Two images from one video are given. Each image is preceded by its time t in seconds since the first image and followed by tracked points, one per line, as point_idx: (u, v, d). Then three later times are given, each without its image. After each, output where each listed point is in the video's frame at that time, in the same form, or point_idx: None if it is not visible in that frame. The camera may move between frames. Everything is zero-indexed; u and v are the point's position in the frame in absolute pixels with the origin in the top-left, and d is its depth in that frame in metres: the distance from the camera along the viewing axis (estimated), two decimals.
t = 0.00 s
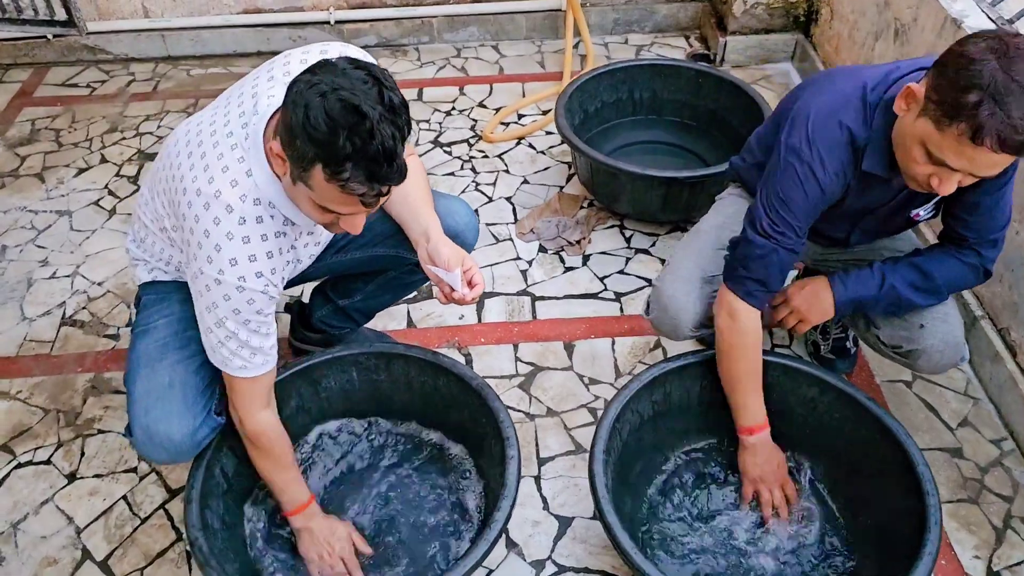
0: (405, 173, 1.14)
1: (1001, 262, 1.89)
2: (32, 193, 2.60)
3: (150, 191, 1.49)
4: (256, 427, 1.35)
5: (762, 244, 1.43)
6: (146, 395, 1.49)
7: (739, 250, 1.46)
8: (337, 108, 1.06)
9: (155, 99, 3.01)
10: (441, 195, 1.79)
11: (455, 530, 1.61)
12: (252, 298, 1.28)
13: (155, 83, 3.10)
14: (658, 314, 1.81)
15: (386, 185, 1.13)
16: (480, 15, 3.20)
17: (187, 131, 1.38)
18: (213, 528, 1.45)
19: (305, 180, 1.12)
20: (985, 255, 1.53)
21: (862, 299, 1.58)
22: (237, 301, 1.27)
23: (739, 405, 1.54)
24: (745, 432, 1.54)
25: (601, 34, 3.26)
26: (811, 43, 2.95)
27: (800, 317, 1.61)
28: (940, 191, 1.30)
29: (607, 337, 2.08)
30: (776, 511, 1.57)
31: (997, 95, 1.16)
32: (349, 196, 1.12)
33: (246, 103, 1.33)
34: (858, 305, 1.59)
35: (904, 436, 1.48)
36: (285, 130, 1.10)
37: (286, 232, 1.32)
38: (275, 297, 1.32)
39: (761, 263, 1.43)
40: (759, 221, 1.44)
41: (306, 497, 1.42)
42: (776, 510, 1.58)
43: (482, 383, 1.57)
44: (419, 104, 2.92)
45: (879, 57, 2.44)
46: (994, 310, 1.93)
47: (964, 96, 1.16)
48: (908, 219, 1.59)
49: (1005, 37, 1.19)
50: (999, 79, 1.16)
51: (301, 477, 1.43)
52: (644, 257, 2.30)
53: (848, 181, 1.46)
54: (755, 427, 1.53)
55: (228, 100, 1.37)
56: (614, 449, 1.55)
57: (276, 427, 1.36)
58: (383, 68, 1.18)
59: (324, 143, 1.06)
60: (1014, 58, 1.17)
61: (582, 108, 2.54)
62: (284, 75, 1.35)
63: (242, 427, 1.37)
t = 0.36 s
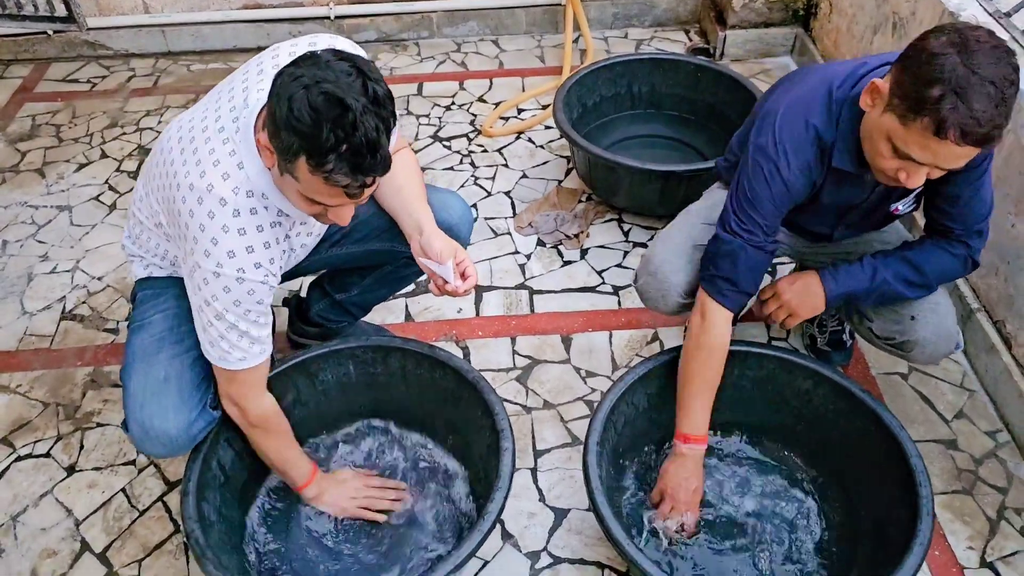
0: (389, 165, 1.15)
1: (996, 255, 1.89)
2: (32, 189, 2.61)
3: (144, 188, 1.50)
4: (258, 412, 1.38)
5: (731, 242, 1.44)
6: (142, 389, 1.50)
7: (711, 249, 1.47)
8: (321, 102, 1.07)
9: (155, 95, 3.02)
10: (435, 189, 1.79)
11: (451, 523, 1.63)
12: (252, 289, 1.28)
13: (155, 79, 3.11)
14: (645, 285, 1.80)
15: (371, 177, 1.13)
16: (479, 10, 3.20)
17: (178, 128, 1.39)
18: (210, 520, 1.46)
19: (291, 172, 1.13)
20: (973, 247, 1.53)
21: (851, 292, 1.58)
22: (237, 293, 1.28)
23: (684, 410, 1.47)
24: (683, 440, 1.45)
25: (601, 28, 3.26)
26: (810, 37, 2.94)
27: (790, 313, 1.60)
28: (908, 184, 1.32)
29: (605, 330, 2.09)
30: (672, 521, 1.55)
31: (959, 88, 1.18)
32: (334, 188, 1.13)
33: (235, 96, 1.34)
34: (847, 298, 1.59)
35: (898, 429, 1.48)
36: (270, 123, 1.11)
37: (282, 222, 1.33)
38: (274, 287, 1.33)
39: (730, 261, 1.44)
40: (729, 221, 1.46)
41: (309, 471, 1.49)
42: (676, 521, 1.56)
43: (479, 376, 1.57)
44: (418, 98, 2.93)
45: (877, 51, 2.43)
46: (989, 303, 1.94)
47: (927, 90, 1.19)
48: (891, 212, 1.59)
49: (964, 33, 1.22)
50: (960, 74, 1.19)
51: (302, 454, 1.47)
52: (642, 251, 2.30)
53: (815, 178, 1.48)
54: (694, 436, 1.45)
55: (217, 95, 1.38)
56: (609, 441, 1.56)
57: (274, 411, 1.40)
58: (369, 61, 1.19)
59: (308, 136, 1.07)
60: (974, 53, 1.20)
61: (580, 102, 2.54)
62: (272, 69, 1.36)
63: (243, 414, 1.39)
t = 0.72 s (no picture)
0: (364, 157, 1.17)
1: (983, 249, 1.91)
2: (35, 183, 2.66)
3: (138, 183, 1.54)
4: (260, 402, 1.39)
5: (669, 235, 1.48)
6: (132, 376, 1.54)
7: (652, 245, 1.51)
8: (298, 96, 1.10)
9: (156, 92, 3.06)
10: (424, 180, 1.86)
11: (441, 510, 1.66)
12: (243, 281, 1.32)
13: (157, 76, 3.15)
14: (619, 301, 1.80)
15: (347, 168, 1.16)
16: (478, 7, 3.23)
17: (167, 126, 1.43)
18: (203, 505, 1.49)
19: (270, 164, 1.16)
20: (929, 222, 1.54)
21: (811, 285, 1.61)
22: (228, 286, 1.31)
23: (692, 401, 1.53)
24: (710, 423, 1.54)
25: (598, 26, 3.28)
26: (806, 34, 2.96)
27: (754, 310, 1.66)
28: (792, 162, 1.35)
29: (595, 323, 2.11)
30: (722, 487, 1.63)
31: (801, 62, 1.22)
32: (311, 180, 1.16)
33: (221, 93, 1.38)
34: (810, 291, 1.62)
35: (880, 418, 1.50)
36: (249, 116, 1.14)
37: (268, 216, 1.36)
38: (265, 279, 1.36)
39: (675, 253, 1.48)
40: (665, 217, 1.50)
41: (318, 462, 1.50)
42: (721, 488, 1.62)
43: (467, 366, 1.60)
44: (416, 95, 2.96)
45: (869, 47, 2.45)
46: (976, 296, 1.95)
47: (773, 68, 1.24)
48: (824, 198, 1.62)
49: (811, 10, 1.25)
50: (801, 48, 1.22)
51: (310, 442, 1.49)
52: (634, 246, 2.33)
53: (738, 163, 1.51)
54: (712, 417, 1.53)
55: (205, 92, 1.42)
56: (595, 430, 1.58)
57: (277, 402, 1.41)
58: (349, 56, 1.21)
59: (284, 129, 1.10)
60: (814, 26, 1.23)
61: (574, 98, 2.57)
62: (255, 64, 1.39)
63: (245, 405, 1.41)
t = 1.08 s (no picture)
0: (358, 154, 1.20)
1: (976, 247, 1.92)
2: (41, 181, 2.69)
3: (139, 181, 1.57)
4: (271, 403, 1.40)
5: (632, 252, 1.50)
6: (134, 369, 1.56)
7: (621, 266, 1.53)
8: (291, 93, 1.12)
9: (160, 91, 3.09)
10: (421, 176, 1.89)
11: (437, 502, 1.68)
12: (243, 278, 1.34)
13: (161, 75, 3.18)
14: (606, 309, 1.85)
15: (340, 164, 1.19)
16: (479, 8, 3.26)
17: (165, 127, 1.46)
18: (201, 497, 1.51)
19: (266, 161, 1.19)
20: (897, 195, 1.54)
21: (777, 256, 1.61)
22: (228, 283, 1.34)
23: (649, 429, 1.51)
24: (658, 458, 1.49)
25: (599, 26, 3.31)
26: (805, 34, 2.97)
27: (724, 284, 1.65)
28: (738, 158, 1.36)
29: (592, 320, 2.13)
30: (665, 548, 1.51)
31: (724, 57, 1.23)
32: (305, 175, 1.18)
33: (217, 94, 1.41)
34: (776, 263, 1.62)
35: (869, 414, 1.52)
36: (244, 112, 1.16)
37: (266, 214, 1.39)
38: (265, 276, 1.39)
39: (639, 270, 1.50)
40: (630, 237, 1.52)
41: (330, 469, 1.47)
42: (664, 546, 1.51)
43: (462, 361, 1.62)
44: (417, 95, 2.98)
45: (866, 47, 2.46)
46: (969, 294, 1.97)
47: (698, 66, 1.26)
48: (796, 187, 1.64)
49: (727, 6, 1.26)
50: (722, 43, 1.24)
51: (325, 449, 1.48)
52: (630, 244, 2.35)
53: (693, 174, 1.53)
54: (666, 451, 1.49)
55: (203, 92, 1.45)
56: (588, 424, 1.60)
57: (292, 401, 1.42)
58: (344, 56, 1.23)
59: (278, 125, 1.12)
60: (735, 21, 1.24)
61: (573, 98, 2.59)
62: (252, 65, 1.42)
63: (258, 405, 1.42)
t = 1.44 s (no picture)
0: (363, 154, 1.21)
1: (978, 249, 1.92)
2: (48, 181, 2.71)
3: (143, 180, 1.58)
4: (265, 406, 1.42)
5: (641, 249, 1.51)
6: (137, 367, 1.58)
7: (627, 258, 1.55)
8: (298, 92, 1.13)
9: (167, 91, 3.11)
10: (423, 177, 1.90)
11: (437, 500, 1.68)
12: (240, 276, 1.35)
13: (167, 76, 3.20)
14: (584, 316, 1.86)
15: (345, 164, 1.19)
16: (484, 8, 3.26)
17: (171, 123, 1.47)
18: (202, 495, 1.52)
19: (270, 160, 1.20)
20: (897, 246, 1.52)
21: (772, 294, 1.63)
22: (225, 281, 1.35)
23: (655, 408, 1.58)
24: (668, 433, 1.58)
25: (603, 27, 3.31)
26: (810, 35, 2.96)
27: (720, 315, 1.71)
28: (774, 205, 1.37)
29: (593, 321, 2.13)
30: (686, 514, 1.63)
31: (790, 119, 1.20)
32: (309, 174, 1.19)
33: (222, 93, 1.41)
34: (772, 300, 1.65)
35: (869, 415, 1.51)
36: (250, 112, 1.17)
37: (266, 213, 1.40)
38: (262, 275, 1.40)
39: (647, 267, 1.51)
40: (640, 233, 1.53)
41: (319, 475, 1.49)
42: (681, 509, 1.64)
43: (462, 361, 1.63)
44: (421, 95, 2.99)
45: (871, 48, 2.45)
46: (971, 296, 1.96)
47: (761, 122, 1.23)
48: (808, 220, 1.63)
49: (799, 63, 1.23)
50: (789, 105, 1.21)
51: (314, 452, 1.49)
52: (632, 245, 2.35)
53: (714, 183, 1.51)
54: (672, 426, 1.58)
55: (208, 91, 1.46)
56: (587, 424, 1.61)
57: (286, 405, 1.43)
58: (348, 57, 1.25)
59: (284, 124, 1.13)
60: (804, 82, 1.21)
61: (576, 98, 2.59)
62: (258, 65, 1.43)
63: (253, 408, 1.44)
